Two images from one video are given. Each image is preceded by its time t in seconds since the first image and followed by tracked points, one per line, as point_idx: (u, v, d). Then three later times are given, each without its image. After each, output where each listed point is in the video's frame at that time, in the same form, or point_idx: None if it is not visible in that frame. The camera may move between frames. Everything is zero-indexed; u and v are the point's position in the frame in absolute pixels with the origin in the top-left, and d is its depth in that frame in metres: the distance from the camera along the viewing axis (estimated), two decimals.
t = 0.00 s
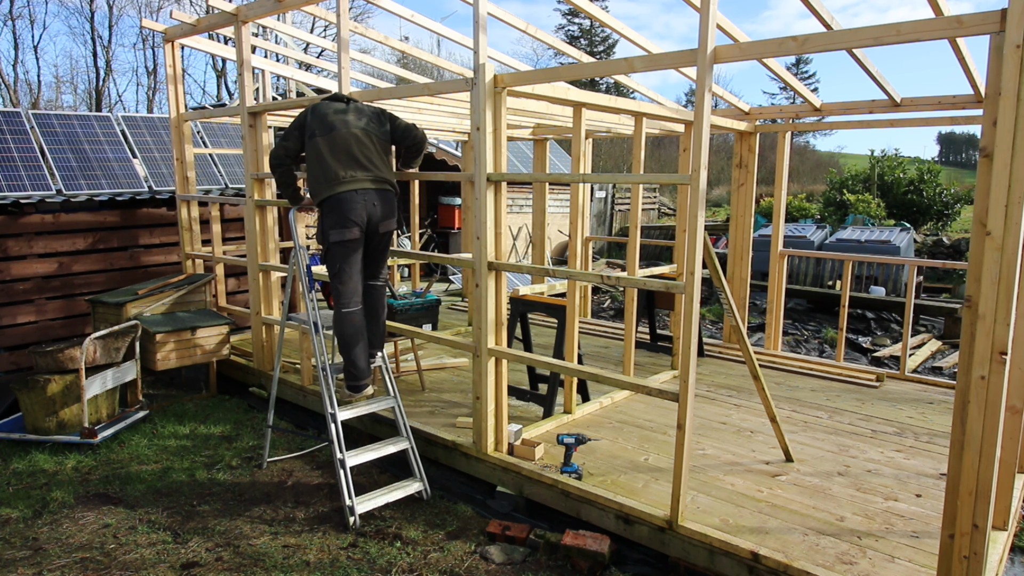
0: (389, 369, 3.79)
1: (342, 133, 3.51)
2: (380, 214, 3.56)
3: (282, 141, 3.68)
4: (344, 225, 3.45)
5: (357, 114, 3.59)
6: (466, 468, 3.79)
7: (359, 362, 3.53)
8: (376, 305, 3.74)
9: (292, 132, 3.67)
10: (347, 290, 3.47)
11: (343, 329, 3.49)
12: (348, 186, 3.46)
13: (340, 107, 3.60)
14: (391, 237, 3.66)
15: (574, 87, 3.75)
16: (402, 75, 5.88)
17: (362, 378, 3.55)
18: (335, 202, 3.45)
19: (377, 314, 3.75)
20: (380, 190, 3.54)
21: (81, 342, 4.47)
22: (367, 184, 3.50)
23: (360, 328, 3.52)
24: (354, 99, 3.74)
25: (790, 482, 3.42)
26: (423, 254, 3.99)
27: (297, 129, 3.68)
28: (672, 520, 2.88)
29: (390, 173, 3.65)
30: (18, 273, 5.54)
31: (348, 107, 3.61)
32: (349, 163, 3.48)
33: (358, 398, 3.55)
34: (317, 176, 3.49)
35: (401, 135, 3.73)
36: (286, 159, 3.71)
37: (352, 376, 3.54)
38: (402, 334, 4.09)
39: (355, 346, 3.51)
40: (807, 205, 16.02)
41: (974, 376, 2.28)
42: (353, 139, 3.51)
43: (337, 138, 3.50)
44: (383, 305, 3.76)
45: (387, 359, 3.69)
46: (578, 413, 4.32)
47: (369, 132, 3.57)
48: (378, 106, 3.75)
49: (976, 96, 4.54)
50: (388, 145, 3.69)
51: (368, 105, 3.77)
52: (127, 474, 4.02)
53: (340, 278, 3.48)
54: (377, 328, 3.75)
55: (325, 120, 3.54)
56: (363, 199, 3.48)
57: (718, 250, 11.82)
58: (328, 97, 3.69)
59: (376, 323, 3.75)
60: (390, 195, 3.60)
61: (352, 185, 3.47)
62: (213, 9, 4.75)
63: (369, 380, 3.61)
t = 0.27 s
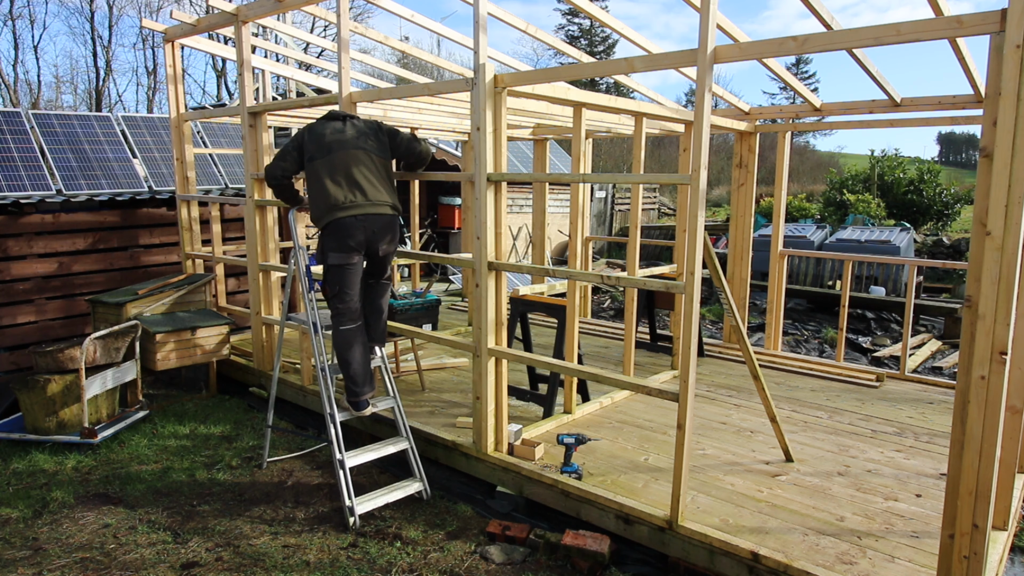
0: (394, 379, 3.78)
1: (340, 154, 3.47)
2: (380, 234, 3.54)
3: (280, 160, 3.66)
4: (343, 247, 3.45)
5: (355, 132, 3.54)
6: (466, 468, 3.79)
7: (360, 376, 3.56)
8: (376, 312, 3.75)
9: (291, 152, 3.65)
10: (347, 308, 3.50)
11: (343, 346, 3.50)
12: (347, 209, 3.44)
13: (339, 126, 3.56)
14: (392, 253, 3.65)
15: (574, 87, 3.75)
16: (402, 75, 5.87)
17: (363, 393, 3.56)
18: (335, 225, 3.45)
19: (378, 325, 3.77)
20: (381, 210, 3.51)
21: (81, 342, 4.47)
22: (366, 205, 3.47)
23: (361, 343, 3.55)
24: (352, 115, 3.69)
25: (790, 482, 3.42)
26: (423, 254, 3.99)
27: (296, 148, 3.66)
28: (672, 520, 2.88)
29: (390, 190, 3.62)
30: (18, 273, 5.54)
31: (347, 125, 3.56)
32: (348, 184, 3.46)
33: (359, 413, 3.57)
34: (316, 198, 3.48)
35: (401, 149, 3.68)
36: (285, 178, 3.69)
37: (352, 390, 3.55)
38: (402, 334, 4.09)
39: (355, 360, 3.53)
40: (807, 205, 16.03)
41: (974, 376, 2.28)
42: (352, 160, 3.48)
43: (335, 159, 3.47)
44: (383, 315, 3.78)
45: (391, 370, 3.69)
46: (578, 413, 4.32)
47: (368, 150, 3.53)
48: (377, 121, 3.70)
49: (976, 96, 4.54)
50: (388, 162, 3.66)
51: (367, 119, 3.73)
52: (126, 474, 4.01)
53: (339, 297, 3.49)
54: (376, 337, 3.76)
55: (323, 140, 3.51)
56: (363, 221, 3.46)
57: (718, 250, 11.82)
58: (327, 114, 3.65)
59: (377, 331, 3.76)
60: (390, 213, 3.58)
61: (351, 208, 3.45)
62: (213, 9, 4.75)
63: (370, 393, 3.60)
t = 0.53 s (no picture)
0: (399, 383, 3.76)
1: (340, 156, 3.47)
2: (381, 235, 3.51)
3: (281, 164, 3.68)
4: (343, 249, 3.45)
5: (354, 133, 3.54)
6: (466, 468, 3.79)
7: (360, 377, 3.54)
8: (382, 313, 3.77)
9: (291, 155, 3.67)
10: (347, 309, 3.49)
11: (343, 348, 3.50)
12: (347, 211, 3.43)
13: (337, 128, 3.56)
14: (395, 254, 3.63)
15: (574, 87, 3.75)
16: (402, 75, 5.87)
17: (362, 393, 3.54)
18: (335, 228, 3.45)
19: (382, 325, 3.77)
20: (382, 211, 3.50)
21: (81, 342, 4.48)
22: (367, 206, 3.45)
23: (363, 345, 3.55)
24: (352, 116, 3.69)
25: (790, 482, 3.42)
26: (423, 254, 3.99)
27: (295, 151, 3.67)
28: (672, 520, 2.88)
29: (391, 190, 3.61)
30: (18, 273, 5.54)
31: (345, 127, 3.56)
32: (348, 186, 3.45)
33: (360, 413, 3.56)
34: (316, 201, 3.48)
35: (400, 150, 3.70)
36: (285, 182, 3.72)
37: (352, 390, 3.54)
38: (402, 334, 4.09)
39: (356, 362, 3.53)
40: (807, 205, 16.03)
41: (974, 376, 2.28)
42: (352, 161, 3.47)
43: (334, 161, 3.47)
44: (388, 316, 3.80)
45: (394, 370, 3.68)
46: (578, 413, 4.32)
47: (368, 151, 3.52)
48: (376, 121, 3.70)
49: (976, 96, 4.54)
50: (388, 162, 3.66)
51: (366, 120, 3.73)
52: (127, 474, 4.02)
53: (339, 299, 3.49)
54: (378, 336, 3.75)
55: (321, 143, 3.52)
56: (363, 222, 3.45)
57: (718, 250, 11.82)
58: (324, 117, 3.66)
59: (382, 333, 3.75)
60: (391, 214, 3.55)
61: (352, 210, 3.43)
62: (213, 9, 4.75)
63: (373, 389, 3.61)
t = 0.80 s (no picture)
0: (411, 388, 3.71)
1: (339, 160, 3.47)
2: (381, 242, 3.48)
3: (282, 167, 3.69)
4: (343, 255, 3.46)
5: (353, 136, 3.52)
6: (466, 468, 3.79)
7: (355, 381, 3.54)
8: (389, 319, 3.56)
9: (292, 159, 3.66)
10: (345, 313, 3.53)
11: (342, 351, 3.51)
12: (347, 217, 3.43)
13: (336, 130, 3.54)
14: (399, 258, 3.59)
15: (574, 87, 3.75)
16: (402, 75, 5.87)
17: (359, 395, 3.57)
18: (335, 233, 3.46)
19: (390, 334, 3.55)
20: (382, 217, 3.49)
21: (81, 342, 4.48)
22: (367, 212, 3.45)
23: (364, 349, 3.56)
24: (351, 115, 3.66)
25: (790, 482, 3.42)
26: (423, 254, 3.98)
27: (295, 154, 3.65)
28: (672, 520, 2.88)
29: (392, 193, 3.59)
30: (18, 273, 5.54)
31: (344, 129, 3.54)
32: (348, 192, 3.45)
33: (360, 414, 3.59)
34: (317, 206, 3.51)
35: (400, 150, 3.67)
36: (287, 187, 3.73)
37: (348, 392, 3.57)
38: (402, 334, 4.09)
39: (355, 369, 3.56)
40: (807, 205, 16.04)
41: (974, 376, 2.28)
42: (353, 166, 3.46)
43: (334, 166, 3.47)
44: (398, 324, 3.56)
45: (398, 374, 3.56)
46: (578, 413, 4.32)
47: (368, 154, 3.50)
48: (375, 120, 3.66)
49: (976, 96, 4.54)
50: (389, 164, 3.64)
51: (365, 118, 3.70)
52: (127, 474, 4.02)
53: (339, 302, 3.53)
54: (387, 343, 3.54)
55: (321, 147, 3.51)
56: (363, 229, 3.45)
57: (718, 250, 11.82)
58: (323, 117, 3.64)
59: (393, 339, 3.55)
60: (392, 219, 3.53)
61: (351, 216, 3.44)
62: (213, 9, 4.75)
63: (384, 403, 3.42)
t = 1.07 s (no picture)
0: (406, 391, 3.68)
1: (345, 173, 3.46)
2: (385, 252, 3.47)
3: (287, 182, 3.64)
4: (349, 267, 3.48)
5: (358, 147, 3.52)
6: (466, 468, 3.79)
7: (357, 385, 3.61)
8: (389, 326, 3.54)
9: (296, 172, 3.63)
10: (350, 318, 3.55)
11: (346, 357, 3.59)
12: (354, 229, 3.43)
13: (341, 143, 3.53)
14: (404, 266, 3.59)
15: (574, 87, 3.75)
16: (402, 75, 5.87)
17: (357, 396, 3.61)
18: (342, 246, 3.46)
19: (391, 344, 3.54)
20: (389, 228, 3.49)
21: (82, 342, 4.48)
22: (374, 223, 3.45)
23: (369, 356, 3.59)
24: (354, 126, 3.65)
25: (790, 482, 3.42)
26: (423, 254, 3.98)
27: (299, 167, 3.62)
28: (672, 520, 2.88)
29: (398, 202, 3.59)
30: (18, 273, 5.55)
31: (348, 142, 3.54)
32: (354, 204, 3.44)
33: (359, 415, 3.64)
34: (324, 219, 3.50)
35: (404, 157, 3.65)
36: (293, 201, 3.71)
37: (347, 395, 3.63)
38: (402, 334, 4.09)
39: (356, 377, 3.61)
40: (807, 205, 16.04)
41: (974, 376, 2.28)
42: (359, 178, 3.46)
43: (340, 179, 3.46)
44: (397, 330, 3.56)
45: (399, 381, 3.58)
46: (578, 414, 4.32)
47: (374, 166, 3.50)
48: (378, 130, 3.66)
49: (976, 96, 4.54)
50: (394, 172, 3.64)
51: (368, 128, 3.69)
52: (127, 474, 4.02)
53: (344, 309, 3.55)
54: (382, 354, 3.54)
55: (326, 160, 3.50)
56: (370, 240, 3.45)
57: (718, 250, 11.82)
58: (325, 129, 3.62)
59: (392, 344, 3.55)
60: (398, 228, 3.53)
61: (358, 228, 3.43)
62: (213, 9, 4.75)
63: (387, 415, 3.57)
